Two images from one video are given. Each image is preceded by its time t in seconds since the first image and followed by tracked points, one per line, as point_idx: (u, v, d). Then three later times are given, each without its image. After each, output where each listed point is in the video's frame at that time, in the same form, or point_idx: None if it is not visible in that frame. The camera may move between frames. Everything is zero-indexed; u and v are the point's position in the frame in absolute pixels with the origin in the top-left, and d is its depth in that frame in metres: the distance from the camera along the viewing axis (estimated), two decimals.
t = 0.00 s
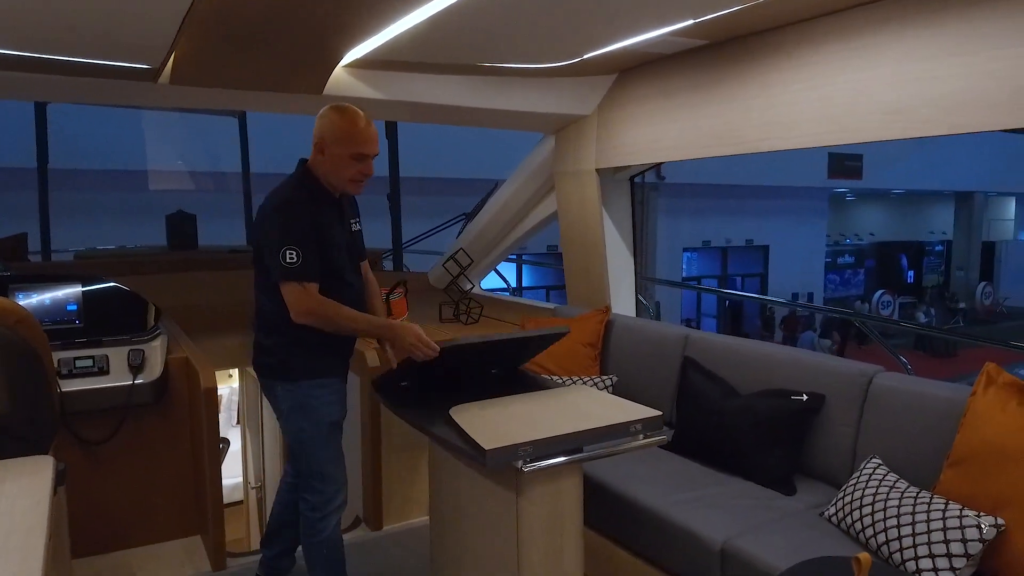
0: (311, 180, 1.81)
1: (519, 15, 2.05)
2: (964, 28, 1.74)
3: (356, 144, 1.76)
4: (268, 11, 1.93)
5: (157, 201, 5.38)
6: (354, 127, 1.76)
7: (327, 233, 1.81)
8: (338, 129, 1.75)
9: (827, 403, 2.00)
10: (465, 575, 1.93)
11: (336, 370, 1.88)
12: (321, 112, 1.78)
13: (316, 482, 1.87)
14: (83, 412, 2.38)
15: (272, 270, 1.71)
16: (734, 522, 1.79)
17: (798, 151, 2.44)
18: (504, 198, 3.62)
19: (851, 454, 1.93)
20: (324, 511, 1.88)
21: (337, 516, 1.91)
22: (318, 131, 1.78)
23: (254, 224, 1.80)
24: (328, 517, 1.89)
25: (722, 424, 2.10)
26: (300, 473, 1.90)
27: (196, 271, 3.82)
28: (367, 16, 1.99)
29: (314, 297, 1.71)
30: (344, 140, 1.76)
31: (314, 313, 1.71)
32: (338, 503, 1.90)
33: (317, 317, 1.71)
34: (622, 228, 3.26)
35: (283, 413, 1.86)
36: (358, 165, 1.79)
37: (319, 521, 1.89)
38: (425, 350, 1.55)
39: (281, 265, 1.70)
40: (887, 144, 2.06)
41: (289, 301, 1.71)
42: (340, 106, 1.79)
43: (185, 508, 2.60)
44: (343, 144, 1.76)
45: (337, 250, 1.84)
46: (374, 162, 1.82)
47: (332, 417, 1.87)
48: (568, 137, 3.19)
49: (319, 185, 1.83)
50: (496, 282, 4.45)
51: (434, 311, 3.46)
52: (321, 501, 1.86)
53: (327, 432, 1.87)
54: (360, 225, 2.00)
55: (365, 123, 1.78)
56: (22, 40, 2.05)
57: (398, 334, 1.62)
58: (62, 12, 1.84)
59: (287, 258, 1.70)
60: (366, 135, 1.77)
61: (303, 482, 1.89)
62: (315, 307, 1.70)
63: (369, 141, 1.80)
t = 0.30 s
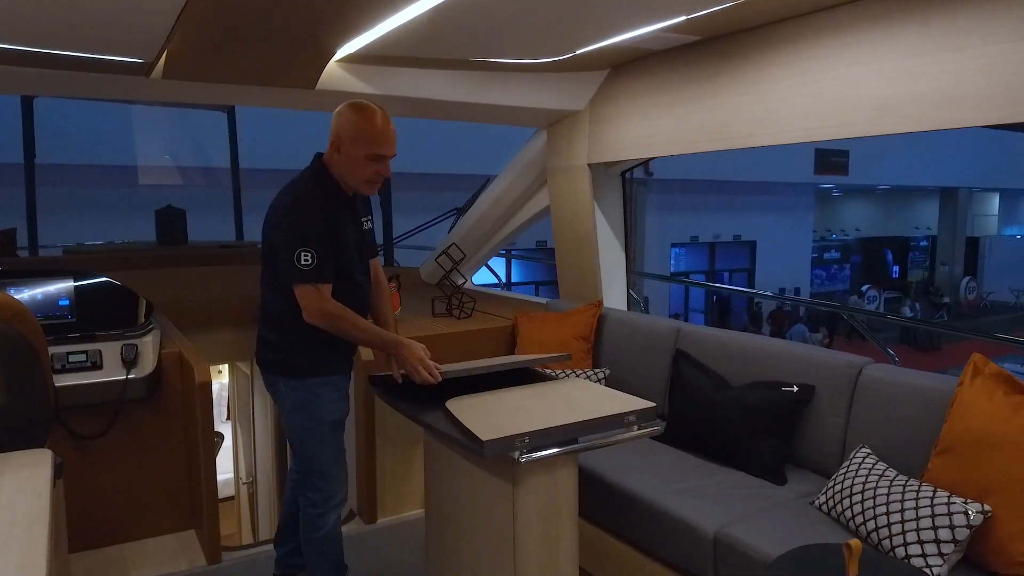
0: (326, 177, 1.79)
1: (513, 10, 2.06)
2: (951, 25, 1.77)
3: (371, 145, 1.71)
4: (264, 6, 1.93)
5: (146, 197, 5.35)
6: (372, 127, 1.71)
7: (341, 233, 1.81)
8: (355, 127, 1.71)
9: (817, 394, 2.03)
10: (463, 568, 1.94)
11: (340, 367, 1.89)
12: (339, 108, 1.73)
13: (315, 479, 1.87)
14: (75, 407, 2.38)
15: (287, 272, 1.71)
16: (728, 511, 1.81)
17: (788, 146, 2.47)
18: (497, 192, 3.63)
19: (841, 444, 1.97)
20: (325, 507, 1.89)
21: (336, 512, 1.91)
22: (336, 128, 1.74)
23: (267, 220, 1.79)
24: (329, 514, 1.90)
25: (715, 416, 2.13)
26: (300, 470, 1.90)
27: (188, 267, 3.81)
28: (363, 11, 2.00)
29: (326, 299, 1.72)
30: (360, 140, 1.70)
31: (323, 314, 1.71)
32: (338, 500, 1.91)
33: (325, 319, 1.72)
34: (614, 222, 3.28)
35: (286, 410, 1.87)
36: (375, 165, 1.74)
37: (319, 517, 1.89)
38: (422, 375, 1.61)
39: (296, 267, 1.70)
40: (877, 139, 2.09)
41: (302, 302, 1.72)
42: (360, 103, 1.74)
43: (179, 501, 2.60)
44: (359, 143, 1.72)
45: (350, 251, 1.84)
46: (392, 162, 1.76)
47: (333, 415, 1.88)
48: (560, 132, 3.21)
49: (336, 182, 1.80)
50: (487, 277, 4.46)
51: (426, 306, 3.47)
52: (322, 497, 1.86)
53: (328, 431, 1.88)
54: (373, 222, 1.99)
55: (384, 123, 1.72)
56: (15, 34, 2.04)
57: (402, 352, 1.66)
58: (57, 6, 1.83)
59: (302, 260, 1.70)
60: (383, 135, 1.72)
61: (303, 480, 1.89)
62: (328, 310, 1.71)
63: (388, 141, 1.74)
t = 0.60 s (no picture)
0: (326, 174, 1.79)
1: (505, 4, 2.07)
2: (938, 20, 1.79)
3: (373, 142, 1.72)
4: None
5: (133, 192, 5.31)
6: (373, 124, 1.71)
7: (342, 229, 1.81)
8: (356, 124, 1.71)
9: (804, 385, 2.05)
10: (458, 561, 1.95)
11: (335, 362, 1.89)
12: (340, 105, 1.73)
13: (312, 473, 1.88)
14: (65, 402, 2.37)
15: (287, 269, 1.71)
16: (719, 501, 1.84)
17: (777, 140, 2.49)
18: (487, 187, 3.64)
19: (829, 435, 1.99)
20: (322, 502, 1.89)
21: (333, 507, 1.91)
22: (336, 124, 1.74)
23: (266, 214, 1.79)
24: (326, 508, 1.90)
25: (704, 407, 2.16)
26: (297, 465, 1.90)
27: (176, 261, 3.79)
28: (354, 5, 2.00)
29: (326, 297, 1.73)
30: (363, 137, 1.71)
31: (323, 312, 1.72)
32: (335, 494, 1.91)
33: (324, 317, 1.73)
34: (603, 216, 3.29)
35: (282, 405, 1.87)
36: (376, 162, 1.75)
37: (316, 511, 1.89)
38: (420, 381, 1.71)
39: (297, 264, 1.70)
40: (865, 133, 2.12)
41: (302, 298, 1.73)
42: (360, 99, 1.74)
43: (170, 496, 2.59)
44: (361, 141, 1.72)
45: (350, 247, 1.84)
46: (394, 159, 1.78)
47: (330, 410, 1.88)
48: (550, 126, 3.22)
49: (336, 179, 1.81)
50: (477, 272, 4.47)
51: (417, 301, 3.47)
52: (319, 492, 1.86)
53: (325, 426, 1.88)
54: (372, 219, 1.99)
55: (386, 120, 1.73)
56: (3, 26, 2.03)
57: (397, 354, 1.75)
58: None
59: (303, 257, 1.70)
60: (385, 132, 1.72)
61: (300, 474, 1.89)
62: (328, 308, 1.72)
63: (390, 138, 1.75)
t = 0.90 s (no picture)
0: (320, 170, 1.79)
1: None
2: (926, 17, 1.81)
3: (366, 138, 1.72)
4: None
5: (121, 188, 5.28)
6: (366, 120, 1.71)
7: (336, 225, 1.80)
8: (350, 120, 1.71)
9: (793, 378, 2.07)
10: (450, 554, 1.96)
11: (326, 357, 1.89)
12: (334, 100, 1.73)
13: (303, 469, 1.88)
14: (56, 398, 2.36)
15: (282, 264, 1.71)
16: (709, 494, 1.85)
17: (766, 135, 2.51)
18: (478, 182, 3.64)
19: (818, 428, 2.01)
20: (313, 497, 1.90)
21: (326, 501, 1.92)
22: (329, 120, 1.74)
23: (259, 210, 1.78)
24: (318, 503, 1.91)
25: (695, 401, 2.17)
26: (289, 460, 1.91)
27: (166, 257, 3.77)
28: None
29: (324, 294, 1.73)
30: (356, 134, 1.71)
31: (321, 309, 1.73)
32: (327, 489, 1.92)
33: (322, 313, 1.74)
34: (594, 211, 3.30)
35: (274, 401, 1.88)
36: (369, 159, 1.75)
37: (309, 506, 1.90)
38: (412, 383, 1.77)
39: (292, 259, 1.70)
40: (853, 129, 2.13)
41: (299, 294, 1.73)
42: (354, 95, 1.74)
43: (161, 493, 2.59)
44: (354, 137, 1.72)
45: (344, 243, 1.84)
46: (387, 155, 1.78)
47: (323, 406, 1.88)
48: (541, 121, 3.23)
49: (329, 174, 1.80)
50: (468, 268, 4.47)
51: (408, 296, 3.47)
52: (311, 487, 1.87)
53: (318, 422, 1.88)
54: (366, 214, 1.99)
55: (380, 115, 1.73)
56: None
57: (391, 357, 1.79)
58: None
59: (298, 252, 1.70)
60: (378, 128, 1.72)
61: (291, 469, 1.90)
62: (326, 304, 1.73)
63: (383, 135, 1.75)
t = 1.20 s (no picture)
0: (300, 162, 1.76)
1: None
2: (920, 11, 1.81)
3: (332, 119, 1.67)
4: None
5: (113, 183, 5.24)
6: (334, 101, 1.68)
7: (320, 217, 1.79)
8: (318, 102, 1.68)
9: (787, 373, 2.07)
10: (440, 549, 1.96)
11: (318, 353, 1.88)
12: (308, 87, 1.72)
13: (291, 464, 1.87)
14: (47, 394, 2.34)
15: (267, 257, 1.71)
16: (703, 488, 1.85)
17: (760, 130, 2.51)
18: (472, 177, 3.63)
19: (811, 422, 2.01)
20: (300, 492, 1.89)
21: (312, 497, 1.91)
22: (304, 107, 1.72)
23: (244, 203, 1.78)
24: (304, 499, 1.90)
25: (688, 396, 2.17)
26: (277, 456, 1.90)
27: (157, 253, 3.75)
28: None
29: (315, 287, 1.72)
30: (322, 115, 1.68)
31: (313, 301, 1.72)
32: (313, 484, 1.91)
33: (314, 305, 1.73)
34: (588, 206, 3.29)
35: (263, 396, 1.86)
36: (337, 143, 1.70)
37: (296, 501, 1.89)
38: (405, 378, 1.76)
39: (275, 251, 1.69)
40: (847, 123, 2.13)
41: (290, 287, 1.72)
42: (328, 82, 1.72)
43: (153, 489, 2.58)
44: (322, 120, 1.68)
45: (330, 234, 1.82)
46: (359, 142, 1.72)
47: (312, 401, 1.87)
48: (536, 115, 3.22)
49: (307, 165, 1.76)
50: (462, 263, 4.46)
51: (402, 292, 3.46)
52: (297, 483, 1.86)
53: (308, 417, 1.87)
54: (358, 207, 1.97)
55: (351, 99, 1.70)
56: None
57: (382, 354, 1.78)
58: None
59: (281, 244, 1.69)
60: (346, 111, 1.68)
61: (279, 465, 1.89)
62: (318, 298, 1.72)
63: (355, 121, 1.70)
